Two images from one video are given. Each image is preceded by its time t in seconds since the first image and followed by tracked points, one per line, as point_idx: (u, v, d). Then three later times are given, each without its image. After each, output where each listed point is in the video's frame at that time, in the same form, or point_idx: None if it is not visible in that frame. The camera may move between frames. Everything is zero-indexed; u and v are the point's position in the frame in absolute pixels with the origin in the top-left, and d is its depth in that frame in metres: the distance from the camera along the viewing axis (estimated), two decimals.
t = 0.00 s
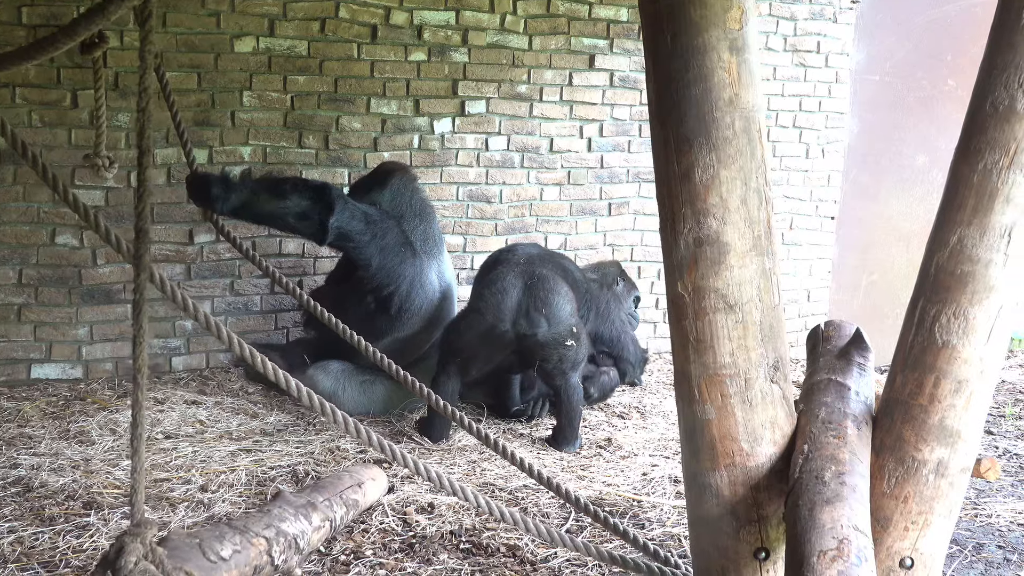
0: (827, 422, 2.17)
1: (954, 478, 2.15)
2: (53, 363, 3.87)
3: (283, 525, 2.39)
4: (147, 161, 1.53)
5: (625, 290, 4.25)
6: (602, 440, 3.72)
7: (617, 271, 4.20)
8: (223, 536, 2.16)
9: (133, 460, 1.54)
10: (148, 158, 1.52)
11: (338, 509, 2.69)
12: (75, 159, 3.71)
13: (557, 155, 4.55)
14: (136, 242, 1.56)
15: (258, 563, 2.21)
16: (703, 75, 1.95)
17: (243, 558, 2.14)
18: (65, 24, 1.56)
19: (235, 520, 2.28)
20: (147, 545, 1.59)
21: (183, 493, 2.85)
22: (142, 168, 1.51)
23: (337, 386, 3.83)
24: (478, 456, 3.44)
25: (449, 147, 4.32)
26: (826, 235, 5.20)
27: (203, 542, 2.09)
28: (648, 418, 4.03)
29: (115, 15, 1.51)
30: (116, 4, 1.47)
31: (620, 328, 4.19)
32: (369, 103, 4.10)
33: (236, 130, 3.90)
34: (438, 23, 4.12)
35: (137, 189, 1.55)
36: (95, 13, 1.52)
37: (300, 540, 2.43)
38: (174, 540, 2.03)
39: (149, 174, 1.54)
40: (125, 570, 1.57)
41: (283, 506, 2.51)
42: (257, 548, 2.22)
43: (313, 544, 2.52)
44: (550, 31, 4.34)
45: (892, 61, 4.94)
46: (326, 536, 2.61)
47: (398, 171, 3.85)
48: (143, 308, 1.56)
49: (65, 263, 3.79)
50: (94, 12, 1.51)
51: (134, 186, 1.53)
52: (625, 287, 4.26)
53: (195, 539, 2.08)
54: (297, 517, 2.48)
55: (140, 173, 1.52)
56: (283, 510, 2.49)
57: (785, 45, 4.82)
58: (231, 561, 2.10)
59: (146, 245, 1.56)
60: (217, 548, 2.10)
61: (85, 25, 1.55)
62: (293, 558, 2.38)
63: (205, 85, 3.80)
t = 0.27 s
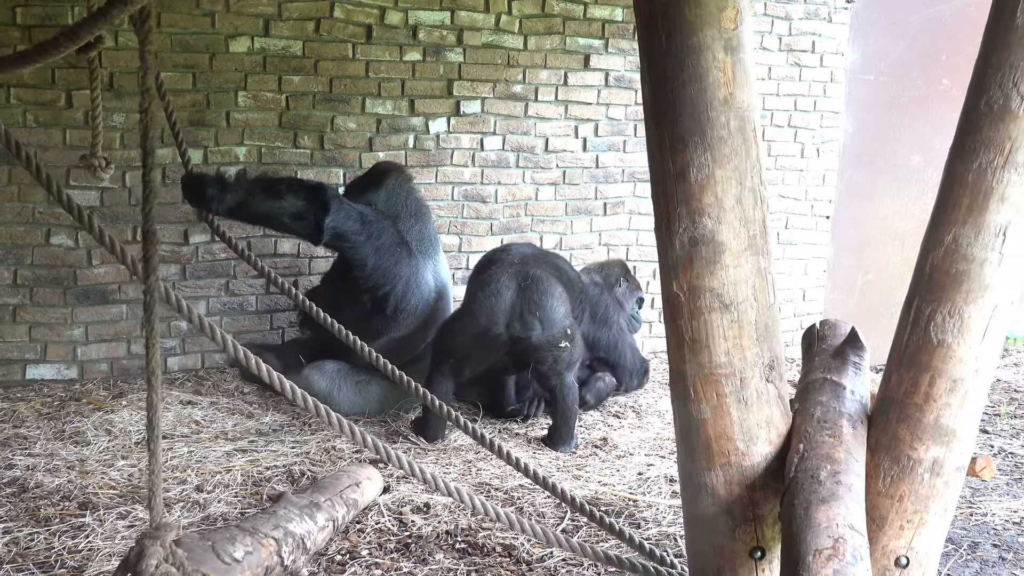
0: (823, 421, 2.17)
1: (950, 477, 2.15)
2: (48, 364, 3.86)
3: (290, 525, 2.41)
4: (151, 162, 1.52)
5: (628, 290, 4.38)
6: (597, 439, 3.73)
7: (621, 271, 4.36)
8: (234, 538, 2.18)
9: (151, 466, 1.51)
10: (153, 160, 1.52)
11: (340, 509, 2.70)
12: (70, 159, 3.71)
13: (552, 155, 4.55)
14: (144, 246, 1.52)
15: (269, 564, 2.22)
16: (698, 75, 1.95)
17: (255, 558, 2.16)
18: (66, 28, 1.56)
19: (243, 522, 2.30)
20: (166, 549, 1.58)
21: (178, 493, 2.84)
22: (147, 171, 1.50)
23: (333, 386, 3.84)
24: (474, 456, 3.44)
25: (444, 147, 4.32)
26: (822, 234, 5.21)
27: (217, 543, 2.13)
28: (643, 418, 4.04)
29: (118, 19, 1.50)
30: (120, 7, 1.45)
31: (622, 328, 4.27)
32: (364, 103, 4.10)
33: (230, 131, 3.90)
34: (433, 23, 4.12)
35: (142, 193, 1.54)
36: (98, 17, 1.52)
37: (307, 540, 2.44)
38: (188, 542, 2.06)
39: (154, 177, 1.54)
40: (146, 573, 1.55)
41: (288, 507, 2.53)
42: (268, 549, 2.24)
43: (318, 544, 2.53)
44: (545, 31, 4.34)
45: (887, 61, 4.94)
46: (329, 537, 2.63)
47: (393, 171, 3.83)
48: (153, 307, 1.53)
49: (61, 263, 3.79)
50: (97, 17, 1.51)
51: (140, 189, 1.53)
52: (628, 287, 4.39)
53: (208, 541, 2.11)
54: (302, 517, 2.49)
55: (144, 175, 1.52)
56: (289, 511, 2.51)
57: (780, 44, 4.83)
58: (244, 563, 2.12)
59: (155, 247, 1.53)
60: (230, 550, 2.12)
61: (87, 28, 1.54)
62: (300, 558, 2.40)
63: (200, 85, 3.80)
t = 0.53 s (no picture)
0: (818, 419, 2.18)
1: (945, 474, 2.15)
2: (43, 363, 3.86)
3: (296, 524, 2.41)
4: (154, 161, 1.53)
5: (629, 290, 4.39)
6: (593, 437, 3.73)
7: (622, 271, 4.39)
8: (245, 537, 2.18)
9: (166, 467, 1.52)
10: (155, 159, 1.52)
11: (343, 506, 2.69)
12: (66, 158, 3.71)
13: (548, 153, 4.55)
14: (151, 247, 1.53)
15: (279, 562, 2.22)
16: (693, 73, 1.95)
17: (266, 557, 2.16)
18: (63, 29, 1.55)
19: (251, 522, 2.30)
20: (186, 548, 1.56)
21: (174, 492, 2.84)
22: (150, 170, 1.51)
23: (328, 385, 3.83)
24: (470, 454, 3.45)
25: (439, 145, 4.32)
26: (818, 232, 5.21)
27: (228, 543, 2.12)
28: (639, 416, 4.05)
29: (117, 24, 1.49)
30: (118, 10, 1.45)
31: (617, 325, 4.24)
32: (360, 102, 4.10)
33: (226, 129, 3.90)
34: (429, 21, 4.12)
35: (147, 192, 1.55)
36: (96, 21, 1.52)
37: (314, 538, 2.45)
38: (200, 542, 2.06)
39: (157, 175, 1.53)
40: (166, 573, 1.54)
41: (292, 505, 2.52)
42: (277, 548, 2.23)
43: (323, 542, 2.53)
44: (541, 29, 4.34)
45: (882, 59, 4.94)
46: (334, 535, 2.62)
47: (389, 170, 3.85)
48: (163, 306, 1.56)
49: (56, 262, 3.78)
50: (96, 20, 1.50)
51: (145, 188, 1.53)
52: (629, 288, 4.40)
53: (218, 542, 2.11)
54: (307, 516, 2.50)
55: (148, 174, 1.52)
56: (293, 510, 2.50)
57: (776, 42, 4.82)
58: (256, 562, 2.12)
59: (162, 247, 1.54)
60: (242, 549, 2.12)
61: (85, 33, 1.55)
62: (308, 557, 2.40)
63: (195, 83, 3.80)
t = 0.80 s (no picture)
0: (812, 415, 2.18)
1: (938, 471, 2.15)
2: (37, 361, 3.86)
3: (293, 521, 2.41)
4: (150, 156, 1.55)
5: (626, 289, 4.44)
6: (587, 435, 3.74)
7: (619, 270, 4.42)
8: (242, 535, 2.18)
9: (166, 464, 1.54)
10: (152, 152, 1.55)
11: (338, 504, 2.70)
12: (59, 155, 3.70)
13: (542, 150, 4.56)
14: (148, 243, 1.54)
15: (277, 560, 2.22)
16: (687, 71, 1.95)
17: (264, 554, 2.16)
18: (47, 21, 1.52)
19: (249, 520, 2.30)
20: (185, 545, 1.57)
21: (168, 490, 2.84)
22: (149, 162, 1.54)
23: (323, 382, 3.83)
24: (464, 451, 3.45)
25: (433, 143, 4.31)
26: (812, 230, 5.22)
27: (226, 541, 2.12)
28: (633, 413, 4.06)
29: (98, 13, 1.50)
30: None
31: (606, 315, 4.25)
32: (354, 99, 4.09)
33: (219, 127, 3.89)
34: (423, 18, 4.11)
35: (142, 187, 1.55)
36: (79, 10, 1.50)
37: (310, 536, 2.44)
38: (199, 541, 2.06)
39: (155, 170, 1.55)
40: (166, 572, 1.55)
41: (289, 503, 2.52)
42: (274, 545, 2.24)
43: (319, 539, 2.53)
44: (534, 26, 4.33)
45: (876, 56, 4.95)
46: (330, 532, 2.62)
47: (383, 167, 3.85)
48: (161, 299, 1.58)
49: (49, 260, 3.78)
50: (79, 9, 1.50)
51: (142, 184, 1.54)
52: (624, 286, 4.43)
53: (217, 540, 2.11)
54: (304, 512, 2.50)
55: (146, 169, 1.54)
56: (290, 507, 2.50)
57: (769, 39, 4.84)
58: (254, 559, 2.12)
59: (158, 242, 1.54)
60: (240, 547, 2.12)
61: (69, 22, 1.52)
62: (305, 554, 2.40)
63: (189, 81, 3.80)
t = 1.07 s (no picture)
0: (805, 415, 2.18)
1: (932, 470, 2.15)
2: (30, 361, 3.86)
3: (281, 521, 2.40)
4: (138, 156, 1.53)
5: (624, 286, 4.46)
6: (581, 434, 3.75)
7: (618, 268, 4.47)
8: (228, 535, 2.18)
9: (146, 461, 1.52)
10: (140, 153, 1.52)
11: (328, 504, 2.68)
12: (52, 155, 3.70)
13: (536, 150, 4.56)
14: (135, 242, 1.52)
15: (263, 560, 2.21)
16: (681, 70, 1.94)
17: (249, 555, 2.16)
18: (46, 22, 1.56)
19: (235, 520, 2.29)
20: (165, 546, 1.55)
21: (162, 490, 2.84)
22: (136, 163, 1.51)
23: (317, 382, 3.83)
24: (458, 451, 3.45)
25: (427, 142, 4.31)
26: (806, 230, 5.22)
27: (210, 541, 2.13)
28: (627, 413, 4.07)
29: (98, 15, 1.54)
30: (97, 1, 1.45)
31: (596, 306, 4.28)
32: (348, 99, 4.09)
33: (213, 126, 3.89)
34: (416, 18, 4.11)
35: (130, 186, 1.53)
36: (77, 12, 1.54)
37: (298, 536, 2.43)
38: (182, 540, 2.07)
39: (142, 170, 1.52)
40: (145, 571, 1.52)
41: (277, 503, 2.51)
42: (260, 545, 2.23)
43: (308, 539, 2.52)
44: (528, 26, 4.34)
45: (869, 56, 4.97)
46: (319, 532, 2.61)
47: (375, 167, 3.87)
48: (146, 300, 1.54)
49: (43, 260, 3.77)
50: (78, 12, 1.54)
51: (130, 184, 1.51)
52: (620, 284, 4.45)
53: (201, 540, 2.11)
54: (292, 512, 2.49)
55: (133, 169, 1.52)
56: (278, 507, 2.49)
57: (763, 39, 4.84)
58: (239, 559, 2.12)
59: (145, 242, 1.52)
60: (224, 547, 2.12)
61: (68, 23, 1.56)
62: (292, 554, 2.40)
63: (183, 80, 3.79)
